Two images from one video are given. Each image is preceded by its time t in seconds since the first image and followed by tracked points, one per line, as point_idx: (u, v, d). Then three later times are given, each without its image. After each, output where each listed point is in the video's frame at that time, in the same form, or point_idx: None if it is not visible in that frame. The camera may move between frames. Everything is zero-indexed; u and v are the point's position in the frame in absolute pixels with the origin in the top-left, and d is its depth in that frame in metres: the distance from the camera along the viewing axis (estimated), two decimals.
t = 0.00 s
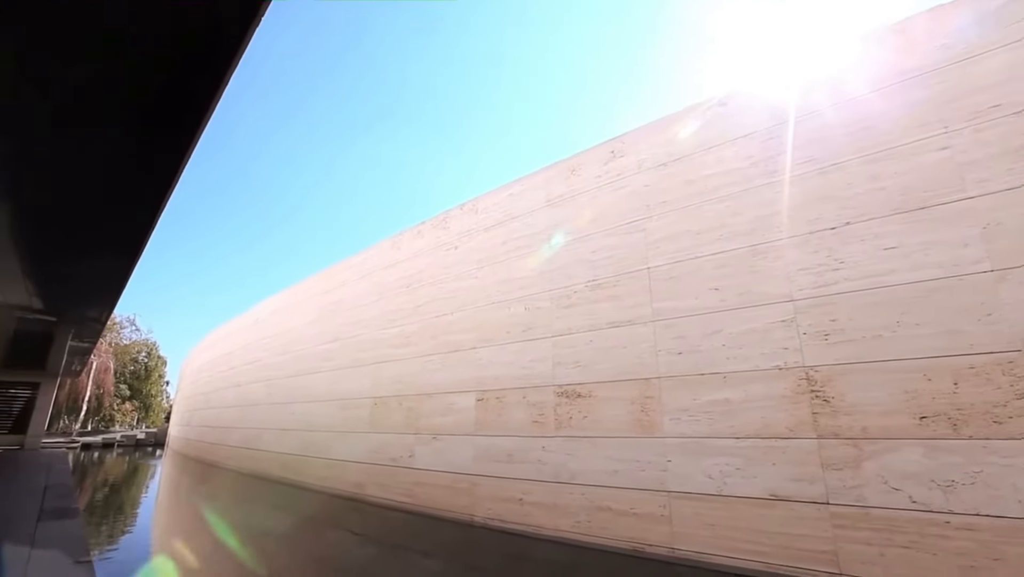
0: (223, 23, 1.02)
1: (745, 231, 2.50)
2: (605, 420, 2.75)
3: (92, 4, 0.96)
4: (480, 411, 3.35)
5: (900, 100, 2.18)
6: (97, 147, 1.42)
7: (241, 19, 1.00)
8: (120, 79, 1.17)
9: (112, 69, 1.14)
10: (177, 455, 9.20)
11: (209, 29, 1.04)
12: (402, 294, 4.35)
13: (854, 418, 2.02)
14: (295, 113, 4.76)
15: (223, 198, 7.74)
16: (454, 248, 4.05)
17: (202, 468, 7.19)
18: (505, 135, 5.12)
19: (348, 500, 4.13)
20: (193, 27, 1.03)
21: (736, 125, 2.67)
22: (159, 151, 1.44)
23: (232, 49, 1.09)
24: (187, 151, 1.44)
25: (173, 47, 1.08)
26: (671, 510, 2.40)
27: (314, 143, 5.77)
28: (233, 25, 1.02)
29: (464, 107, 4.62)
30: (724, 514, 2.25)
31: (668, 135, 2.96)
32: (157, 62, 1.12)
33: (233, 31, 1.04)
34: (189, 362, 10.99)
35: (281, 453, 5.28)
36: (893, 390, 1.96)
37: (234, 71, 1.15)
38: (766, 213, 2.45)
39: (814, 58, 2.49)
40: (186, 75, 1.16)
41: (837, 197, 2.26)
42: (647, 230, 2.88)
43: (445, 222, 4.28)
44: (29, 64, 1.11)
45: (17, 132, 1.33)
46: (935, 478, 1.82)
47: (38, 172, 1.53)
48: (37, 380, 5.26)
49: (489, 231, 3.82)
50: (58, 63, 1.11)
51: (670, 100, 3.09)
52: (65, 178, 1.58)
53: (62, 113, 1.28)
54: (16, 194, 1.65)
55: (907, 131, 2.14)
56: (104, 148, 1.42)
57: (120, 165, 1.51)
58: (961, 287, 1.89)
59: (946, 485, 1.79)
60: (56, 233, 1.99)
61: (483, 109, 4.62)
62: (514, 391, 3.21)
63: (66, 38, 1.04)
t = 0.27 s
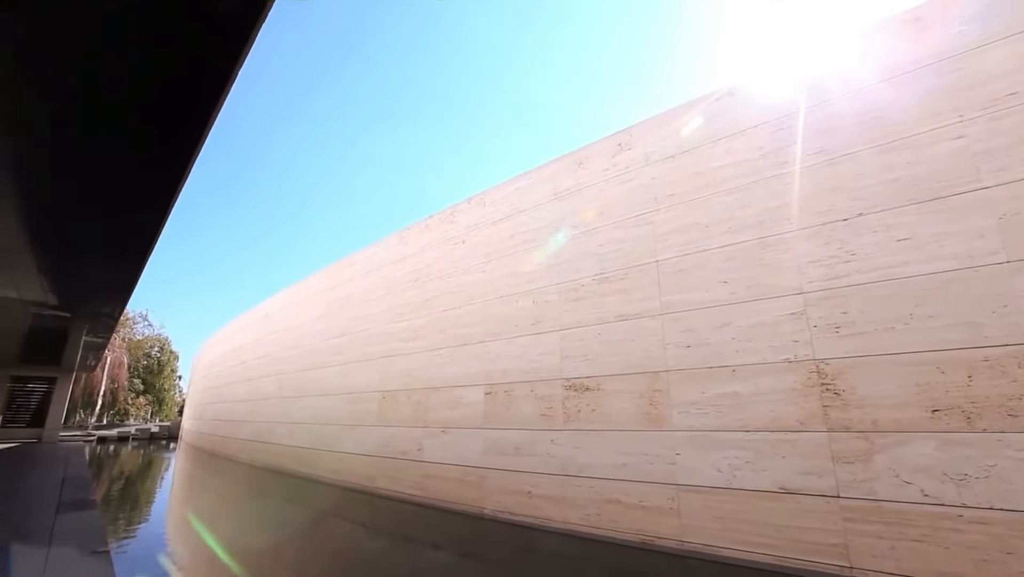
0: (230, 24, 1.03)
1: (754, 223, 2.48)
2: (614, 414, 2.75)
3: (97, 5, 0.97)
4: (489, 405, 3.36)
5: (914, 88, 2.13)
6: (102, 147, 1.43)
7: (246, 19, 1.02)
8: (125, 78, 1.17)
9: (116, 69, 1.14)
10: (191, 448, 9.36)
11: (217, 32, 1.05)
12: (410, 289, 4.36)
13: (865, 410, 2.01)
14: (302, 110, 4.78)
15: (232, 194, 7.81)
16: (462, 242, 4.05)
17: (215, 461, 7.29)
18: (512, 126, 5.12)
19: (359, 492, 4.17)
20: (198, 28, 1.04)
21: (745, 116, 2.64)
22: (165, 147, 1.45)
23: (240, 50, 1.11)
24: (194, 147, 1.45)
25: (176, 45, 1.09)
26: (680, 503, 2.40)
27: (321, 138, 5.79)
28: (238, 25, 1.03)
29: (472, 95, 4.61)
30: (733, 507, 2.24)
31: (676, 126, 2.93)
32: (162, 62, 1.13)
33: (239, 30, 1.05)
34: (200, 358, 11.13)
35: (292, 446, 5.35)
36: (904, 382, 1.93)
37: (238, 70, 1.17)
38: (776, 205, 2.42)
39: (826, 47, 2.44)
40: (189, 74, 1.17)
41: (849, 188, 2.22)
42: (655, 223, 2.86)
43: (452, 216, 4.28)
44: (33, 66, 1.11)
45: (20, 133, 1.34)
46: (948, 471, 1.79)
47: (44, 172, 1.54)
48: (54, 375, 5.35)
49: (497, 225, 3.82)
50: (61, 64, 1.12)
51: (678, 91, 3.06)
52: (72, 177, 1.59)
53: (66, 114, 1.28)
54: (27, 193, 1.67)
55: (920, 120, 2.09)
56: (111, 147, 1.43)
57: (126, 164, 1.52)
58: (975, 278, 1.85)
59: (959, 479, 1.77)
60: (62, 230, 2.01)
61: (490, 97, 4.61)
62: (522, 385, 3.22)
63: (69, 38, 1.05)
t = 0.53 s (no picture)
0: (237, 28, 0.99)
1: (767, 213, 2.45)
2: (625, 406, 2.75)
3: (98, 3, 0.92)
4: (500, 397, 3.38)
5: (933, 74, 2.07)
6: (101, 140, 1.40)
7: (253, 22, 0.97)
8: (127, 75, 1.13)
9: (120, 71, 1.12)
10: (209, 439, 9.57)
11: (223, 36, 1.01)
12: (421, 282, 4.38)
13: (880, 403, 1.98)
14: (309, 106, 4.78)
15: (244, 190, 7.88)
16: (472, 235, 4.06)
17: (232, 452, 7.43)
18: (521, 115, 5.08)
19: (373, 483, 4.23)
20: (203, 30, 1.00)
21: (759, 105, 2.60)
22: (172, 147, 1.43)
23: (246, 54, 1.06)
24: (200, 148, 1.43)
25: (177, 46, 1.04)
26: (692, 494, 2.39)
27: (331, 134, 5.81)
28: (246, 28, 0.99)
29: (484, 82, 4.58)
30: (745, 499, 2.24)
31: (687, 116, 2.89)
32: (163, 62, 1.09)
33: (247, 33, 1.01)
34: (215, 351, 11.31)
35: (307, 438, 5.43)
36: (921, 374, 1.90)
37: (243, 74, 1.13)
38: (790, 195, 2.39)
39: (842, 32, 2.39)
40: (195, 77, 1.13)
41: (865, 177, 2.18)
42: (666, 214, 2.84)
43: (462, 209, 4.28)
44: (30, 62, 1.07)
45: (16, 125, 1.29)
46: (966, 464, 1.76)
47: (56, 168, 1.54)
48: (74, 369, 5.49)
49: (507, 218, 3.82)
50: (60, 61, 1.07)
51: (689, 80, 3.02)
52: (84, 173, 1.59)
53: (64, 109, 1.24)
54: (42, 188, 1.68)
55: (939, 106, 2.03)
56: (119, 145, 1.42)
57: (125, 155, 1.48)
58: (996, 268, 1.80)
59: (977, 472, 1.74)
60: (69, 223, 2.01)
61: (502, 83, 4.58)
62: (533, 377, 3.23)
63: (68, 36, 1.00)
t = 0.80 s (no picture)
0: (239, 29, 0.99)
1: (777, 205, 2.42)
2: (633, 400, 2.74)
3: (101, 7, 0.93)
4: (508, 391, 3.40)
5: (948, 62, 2.03)
6: (98, 135, 1.39)
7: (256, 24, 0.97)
8: (127, 72, 1.13)
9: (127, 72, 1.13)
10: (222, 432, 9.71)
11: (225, 37, 1.02)
12: (428, 276, 4.40)
13: (892, 396, 1.96)
14: (317, 102, 4.79)
15: (252, 185, 7.94)
16: (479, 229, 4.06)
17: (243, 445, 7.53)
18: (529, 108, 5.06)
19: (383, 477, 4.28)
20: (204, 30, 1.00)
21: (769, 95, 2.57)
22: (180, 146, 1.45)
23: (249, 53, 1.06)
24: (207, 146, 1.44)
25: (180, 48, 1.05)
26: (700, 488, 2.39)
27: (338, 129, 5.81)
28: (249, 29, 0.99)
29: (491, 76, 4.56)
30: (754, 493, 2.23)
31: (696, 108, 2.86)
32: (167, 63, 1.10)
33: (250, 35, 1.01)
34: (226, 345, 11.43)
35: (317, 432, 5.49)
36: (934, 368, 1.88)
37: (247, 77, 1.14)
38: (800, 186, 2.36)
39: (855, 19, 2.34)
40: (196, 76, 1.13)
41: (877, 168, 2.15)
42: (674, 207, 2.81)
43: (469, 203, 4.28)
44: (28, 59, 1.06)
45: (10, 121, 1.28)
46: (979, 458, 1.74)
47: (66, 165, 1.56)
48: (89, 364, 5.58)
49: (514, 212, 3.81)
50: (59, 58, 1.07)
51: (699, 71, 2.98)
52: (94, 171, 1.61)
53: (60, 105, 1.23)
54: (54, 186, 1.71)
55: (954, 95, 1.99)
56: (128, 143, 1.43)
57: (122, 150, 1.48)
58: (1011, 260, 1.77)
59: (991, 466, 1.72)
60: (80, 221, 2.04)
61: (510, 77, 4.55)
62: (541, 371, 3.24)
63: (68, 34, 1.00)
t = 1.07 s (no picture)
0: (245, 29, 1.00)
1: (791, 196, 2.39)
2: (643, 392, 2.74)
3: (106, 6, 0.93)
4: (519, 383, 3.41)
5: (968, 46, 1.97)
6: (100, 132, 1.39)
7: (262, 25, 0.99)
8: (131, 70, 1.13)
9: (134, 72, 1.14)
10: (237, 424, 9.89)
11: (231, 38, 1.03)
12: (438, 270, 4.41)
13: (908, 389, 1.93)
14: (325, 99, 4.80)
15: (263, 180, 8.00)
16: (489, 222, 4.06)
17: (257, 438, 7.65)
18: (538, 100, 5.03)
19: (395, 468, 4.33)
20: (210, 32, 1.01)
21: (783, 84, 2.52)
22: (190, 145, 1.46)
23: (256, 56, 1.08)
24: (216, 145, 1.45)
25: (186, 47, 1.05)
26: (712, 481, 2.39)
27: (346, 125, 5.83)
28: (255, 30, 1.00)
29: (500, 69, 4.53)
30: (766, 486, 2.22)
31: (707, 97, 2.83)
32: (173, 62, 1.10)
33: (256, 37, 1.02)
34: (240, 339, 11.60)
35: (330, 424, 5.56)
36: (951, 359, 1.84)
37: (253, 76, 1.14)
38: (814, 176, 2.32)
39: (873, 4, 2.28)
40: (201, 75, 1.14)
41: (893, 156, 2.10)
42: (685, 199, 2.79)
43: (478, 196, 4.28)
44: (33, 57, 1.06)
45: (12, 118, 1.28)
46: (997, 452, 1.72)
47: (81, 164, 1.59)
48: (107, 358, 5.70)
49: (523, 204, 3.81)
50: (63, 56, 1.07)
51: (711, 60, 2.94)
52: (108, 170, 1.64)
53: (63, 102, 1.23)
54: (69, 185, 1.74)
55: (975, 81, 1.94)
56: (139, 142, 1.45)
57: (123, 146, 1.48)
58: None
59: (1010, 459, 1.69)
60: (97, 219, 2.08)
61: (519, 69, 4.51)
62: (552, 363, 3.24)
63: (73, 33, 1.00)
